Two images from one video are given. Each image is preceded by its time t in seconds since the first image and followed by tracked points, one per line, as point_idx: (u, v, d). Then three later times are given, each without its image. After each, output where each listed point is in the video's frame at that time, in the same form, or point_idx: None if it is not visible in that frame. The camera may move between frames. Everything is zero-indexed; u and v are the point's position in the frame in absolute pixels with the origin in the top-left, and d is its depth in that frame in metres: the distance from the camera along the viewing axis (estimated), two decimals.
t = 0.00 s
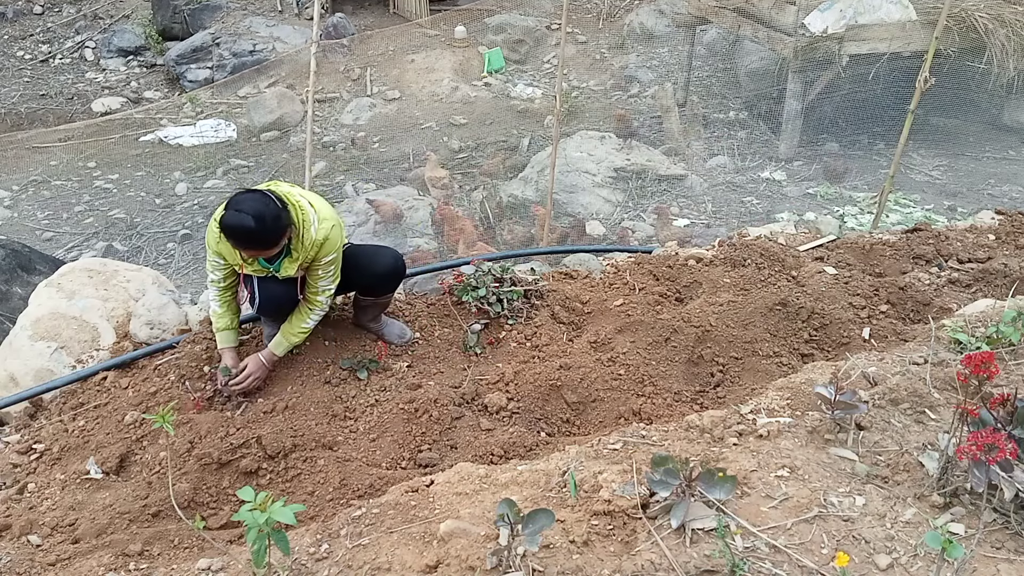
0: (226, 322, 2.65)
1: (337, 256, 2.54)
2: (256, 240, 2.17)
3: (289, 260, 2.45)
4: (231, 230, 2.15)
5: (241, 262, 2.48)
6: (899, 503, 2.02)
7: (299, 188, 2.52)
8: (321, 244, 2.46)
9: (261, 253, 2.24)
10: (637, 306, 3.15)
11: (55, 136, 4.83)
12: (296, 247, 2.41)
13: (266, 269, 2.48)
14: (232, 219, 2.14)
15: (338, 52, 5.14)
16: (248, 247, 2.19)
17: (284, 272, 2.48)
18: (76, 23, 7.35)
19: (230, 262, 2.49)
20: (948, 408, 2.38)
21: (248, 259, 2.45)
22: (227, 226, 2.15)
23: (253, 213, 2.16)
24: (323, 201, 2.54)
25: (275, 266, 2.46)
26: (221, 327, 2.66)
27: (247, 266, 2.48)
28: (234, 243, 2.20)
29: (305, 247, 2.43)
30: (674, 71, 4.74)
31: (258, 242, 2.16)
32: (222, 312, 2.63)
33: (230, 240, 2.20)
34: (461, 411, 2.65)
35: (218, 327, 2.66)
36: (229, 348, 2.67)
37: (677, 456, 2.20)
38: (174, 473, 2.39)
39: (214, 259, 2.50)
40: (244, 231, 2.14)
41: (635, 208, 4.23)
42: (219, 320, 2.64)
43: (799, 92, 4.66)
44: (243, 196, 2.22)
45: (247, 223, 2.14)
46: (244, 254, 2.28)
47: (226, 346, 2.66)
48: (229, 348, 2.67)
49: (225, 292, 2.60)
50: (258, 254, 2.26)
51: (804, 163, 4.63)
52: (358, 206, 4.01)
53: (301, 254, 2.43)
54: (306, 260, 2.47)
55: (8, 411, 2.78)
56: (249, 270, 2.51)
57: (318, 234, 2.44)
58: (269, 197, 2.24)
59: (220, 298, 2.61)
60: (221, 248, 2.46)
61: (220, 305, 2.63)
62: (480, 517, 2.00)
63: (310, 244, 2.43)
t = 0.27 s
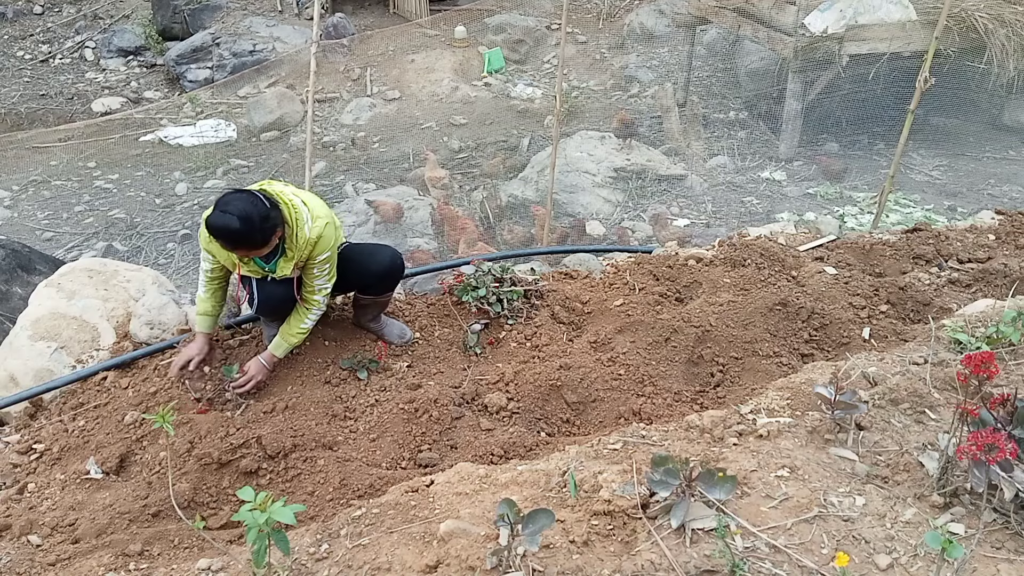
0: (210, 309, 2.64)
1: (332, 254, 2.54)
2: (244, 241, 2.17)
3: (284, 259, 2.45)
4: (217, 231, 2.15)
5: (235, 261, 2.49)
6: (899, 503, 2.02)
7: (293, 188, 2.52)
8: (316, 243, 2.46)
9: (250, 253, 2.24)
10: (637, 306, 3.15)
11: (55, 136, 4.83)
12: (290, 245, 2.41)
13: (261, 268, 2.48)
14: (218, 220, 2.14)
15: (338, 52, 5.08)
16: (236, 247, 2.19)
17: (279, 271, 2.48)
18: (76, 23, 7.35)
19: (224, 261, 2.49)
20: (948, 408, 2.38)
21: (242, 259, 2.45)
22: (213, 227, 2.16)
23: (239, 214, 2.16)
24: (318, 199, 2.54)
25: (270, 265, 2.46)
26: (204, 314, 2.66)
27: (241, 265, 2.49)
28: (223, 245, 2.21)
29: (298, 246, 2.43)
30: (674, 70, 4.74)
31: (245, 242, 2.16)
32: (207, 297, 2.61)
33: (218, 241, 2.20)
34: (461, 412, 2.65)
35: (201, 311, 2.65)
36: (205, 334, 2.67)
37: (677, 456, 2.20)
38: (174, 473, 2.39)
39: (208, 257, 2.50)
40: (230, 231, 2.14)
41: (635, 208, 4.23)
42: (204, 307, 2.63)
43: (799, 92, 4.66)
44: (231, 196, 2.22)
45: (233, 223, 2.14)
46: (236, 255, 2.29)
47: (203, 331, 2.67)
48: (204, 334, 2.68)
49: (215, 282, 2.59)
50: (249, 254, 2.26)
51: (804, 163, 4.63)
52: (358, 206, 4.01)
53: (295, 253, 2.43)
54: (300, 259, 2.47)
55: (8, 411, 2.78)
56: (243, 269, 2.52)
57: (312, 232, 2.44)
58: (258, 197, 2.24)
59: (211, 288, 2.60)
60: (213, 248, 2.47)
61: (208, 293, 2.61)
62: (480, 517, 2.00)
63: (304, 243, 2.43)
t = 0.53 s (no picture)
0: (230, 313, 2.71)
1: (326, 251, 2.53)
2: (235, 235, 2.17)
3: (278, 256, 2.45)
4: (209, 226, 2.15)
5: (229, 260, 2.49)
6: (899, 503, 2.02)
7: (287, 185, 2.52)
8: (309, 239, 2.45)
9: (243, 248, 2.24)
10: (637, 306, 3.15)
11: (55, 136, 4.83)
12: (283, 242, 2.41)
13: (255, 266, 2.48)
14: (209, 215, 2.14)
15: (338, 52, 5.08)
16: (227, 242, 2.19)
17: (273, 269, 2.48)
18: (76, 23, 7.35)
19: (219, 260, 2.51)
20: (948, 408, 2.38)
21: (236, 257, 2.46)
22: (204, 223, 2.15)
23: (231, 209, 2.15)
24: (312, 196, 2.53)
25: (264, 262, 2.46)
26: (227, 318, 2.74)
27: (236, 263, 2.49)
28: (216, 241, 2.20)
29: (292, 242, 2.42)
30: (674, 70, 4.73)
31: (237, 237, 2.16)
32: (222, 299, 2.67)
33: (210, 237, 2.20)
34: (461, 411, 2.64)
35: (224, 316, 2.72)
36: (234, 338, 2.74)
37: (677, 456, 2.20)
38: (174, 473, 2.39)
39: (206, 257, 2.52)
40: (220, 226, 2.14)
41: (635, 208, 4.23)
42: (224, 312, 2.71)
43: (799, 92, 4.66)
44: (222, 192, 2.21)
45: (223, 218, 2.13)
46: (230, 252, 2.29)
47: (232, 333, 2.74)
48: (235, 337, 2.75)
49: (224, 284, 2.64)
50: (241, 250, 2.26)
51: (804, 163, 4.63)
52: (358, 206, 4.01)
53: (289, 249, 2.43)
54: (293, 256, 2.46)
55: (8, 410, 2.78)
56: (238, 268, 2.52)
57: (305, 228, 2.43)
58: (250, 193, 2.23)
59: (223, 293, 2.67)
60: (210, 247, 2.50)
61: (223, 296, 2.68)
62: (480, 518, 2.00)
63: (297, 239, 2.42)
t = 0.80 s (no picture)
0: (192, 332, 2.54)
1: (327, 250, 2.53)
2: (237, 239, 2.17)
3: (279, 257, 2.45)
4: (210, 232, 2.15)
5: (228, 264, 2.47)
6: (899, 503, 2.02)
7: (283, 186, 2.51)
8: (309, 238, 2.45)
9: (245, 251, 2.24)
10: (637, 306, 3.15)
11: (55, 136, 4.83)
12: (284, 243, 2.41)
13: (257, 268, 2.48)
14: (210, 221, 2.14)
15: (338, 52, 5.09)
16: (228, 246, 2.19)
17: (274, 270, 2.48)
18: (76, 23, 7.35)
19: (217, 264, 2.46)
20: (948, 408, 2.38)
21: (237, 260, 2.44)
22: (205, 228, 2.15)
23: (231, 214, 2.16)
24: (309, 195, 2.53)
25: (266, 264, 2.46)
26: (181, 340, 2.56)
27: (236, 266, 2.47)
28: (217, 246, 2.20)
29: (292, 243, 2.42)
30: (674, 70, 4.73)
31: (238, 241, 2.16)
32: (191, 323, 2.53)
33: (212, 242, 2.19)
34: (461, 411, 2.64)
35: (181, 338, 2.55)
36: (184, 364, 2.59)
37: (677, 456, 2.20)
38: (174, 473, 2.39)
39: (200, 266, 2.46)
40: (221, 231, 2.14)
41: (635, 208, 4.23)
42: (184, 332, 2.54)
43: (799, 92, 4.66)
44: (220, 197, 2.21)
45: (224, 223, 2.13)
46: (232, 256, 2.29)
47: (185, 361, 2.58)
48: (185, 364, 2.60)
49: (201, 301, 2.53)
50: (244, 253, 2.26)
51: (804, 163, 4.63)
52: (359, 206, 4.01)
53: (290, 250, 2.43)
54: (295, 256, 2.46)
55: (8, 411, 2.78)
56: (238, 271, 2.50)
57: (305, 228, 2.43)
58: (248, 196, 2.23)
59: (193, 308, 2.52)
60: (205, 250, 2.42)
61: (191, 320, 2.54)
62: (480, 518, 2.00)
63: (297, 239, 2.42)
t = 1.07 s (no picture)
0: (196, 337, 2.53)
1: (324, 250, 2.53)
2: (239, 237, 2.17)
3: (277, 257, 2.44)
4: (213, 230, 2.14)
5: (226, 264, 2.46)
6: (899, 503, 2.02)
7: (281, 185, 2.51)
8: (307, 238, 2.45)
9: (247, 250, 2.24)
10: (637, 306, 3.14)
11: (55, 136, 4.83)
12: (282, 243, 2.40)
13: (255, 269, 2.48)
14: (213, 219, 2.13)
15: (338, 52, 5.10)
16: (230, 246, 2.19)
17: (272, 270, 2.47)
18: (76, 23, 7.35)
19: (217, 263, 2.46)
20: (948, 408, 2.38)
21: (235, 259, 2.45)
22: (208, 227, 2.14)
23: (234, 212, 2.15)
24: (307, 196, 2.53)
25: (264, 264, 2.46)
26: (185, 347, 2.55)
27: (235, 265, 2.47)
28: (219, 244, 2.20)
29: (291, 243, 2.42)
30: (674, 71, 4.73)
31: (241, 239, 2.16)
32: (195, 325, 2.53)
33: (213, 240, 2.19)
34: (461, 411, 2.64)
35: (184, 345, 2.54)
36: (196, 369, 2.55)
37: (677, 456, 2.20)
38: (174, 473, 2.40)
39: (200, 267, 2.46)
40: (224, 229, 2.14)
41: (635, 208, 4.23)
42: (187, 338, 2.53)
43: (799, 92, 4.66)
44: (222, 196, 2.21)
45: (228, 221, 2.13)
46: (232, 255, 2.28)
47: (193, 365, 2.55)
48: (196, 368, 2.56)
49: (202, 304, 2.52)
50: (245, 252, 2.26)
51: (804, 163, 4.63)
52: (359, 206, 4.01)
53: (288, 250, 2.43)
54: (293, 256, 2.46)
55: (8, 411, 2.78)
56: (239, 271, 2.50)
57: (303, 228, 2.43)
58: (249, 194, 2.23)
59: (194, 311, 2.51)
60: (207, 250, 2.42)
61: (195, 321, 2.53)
62: (480, 517, 2.00)
63: (296, 239, 2.42)
